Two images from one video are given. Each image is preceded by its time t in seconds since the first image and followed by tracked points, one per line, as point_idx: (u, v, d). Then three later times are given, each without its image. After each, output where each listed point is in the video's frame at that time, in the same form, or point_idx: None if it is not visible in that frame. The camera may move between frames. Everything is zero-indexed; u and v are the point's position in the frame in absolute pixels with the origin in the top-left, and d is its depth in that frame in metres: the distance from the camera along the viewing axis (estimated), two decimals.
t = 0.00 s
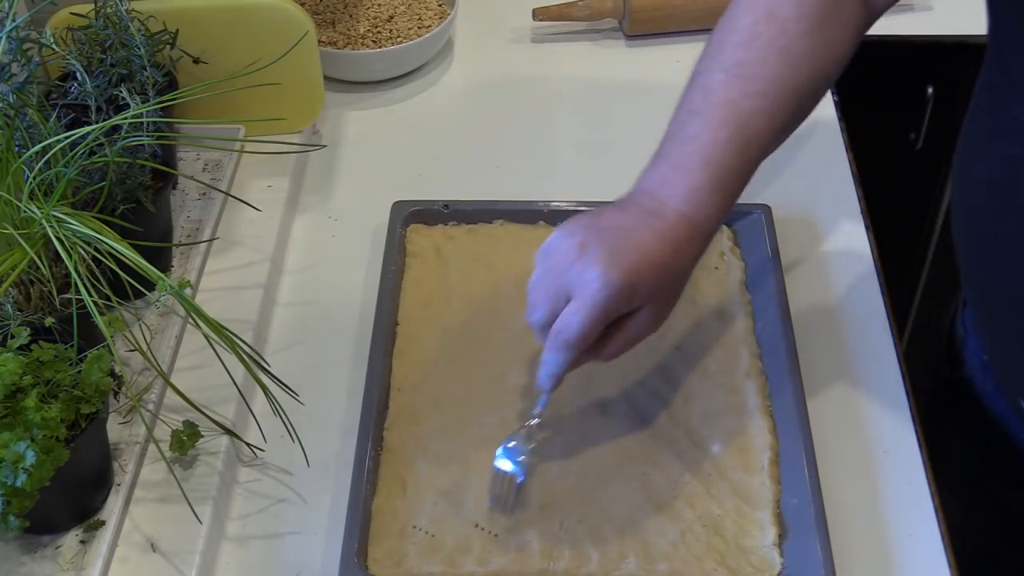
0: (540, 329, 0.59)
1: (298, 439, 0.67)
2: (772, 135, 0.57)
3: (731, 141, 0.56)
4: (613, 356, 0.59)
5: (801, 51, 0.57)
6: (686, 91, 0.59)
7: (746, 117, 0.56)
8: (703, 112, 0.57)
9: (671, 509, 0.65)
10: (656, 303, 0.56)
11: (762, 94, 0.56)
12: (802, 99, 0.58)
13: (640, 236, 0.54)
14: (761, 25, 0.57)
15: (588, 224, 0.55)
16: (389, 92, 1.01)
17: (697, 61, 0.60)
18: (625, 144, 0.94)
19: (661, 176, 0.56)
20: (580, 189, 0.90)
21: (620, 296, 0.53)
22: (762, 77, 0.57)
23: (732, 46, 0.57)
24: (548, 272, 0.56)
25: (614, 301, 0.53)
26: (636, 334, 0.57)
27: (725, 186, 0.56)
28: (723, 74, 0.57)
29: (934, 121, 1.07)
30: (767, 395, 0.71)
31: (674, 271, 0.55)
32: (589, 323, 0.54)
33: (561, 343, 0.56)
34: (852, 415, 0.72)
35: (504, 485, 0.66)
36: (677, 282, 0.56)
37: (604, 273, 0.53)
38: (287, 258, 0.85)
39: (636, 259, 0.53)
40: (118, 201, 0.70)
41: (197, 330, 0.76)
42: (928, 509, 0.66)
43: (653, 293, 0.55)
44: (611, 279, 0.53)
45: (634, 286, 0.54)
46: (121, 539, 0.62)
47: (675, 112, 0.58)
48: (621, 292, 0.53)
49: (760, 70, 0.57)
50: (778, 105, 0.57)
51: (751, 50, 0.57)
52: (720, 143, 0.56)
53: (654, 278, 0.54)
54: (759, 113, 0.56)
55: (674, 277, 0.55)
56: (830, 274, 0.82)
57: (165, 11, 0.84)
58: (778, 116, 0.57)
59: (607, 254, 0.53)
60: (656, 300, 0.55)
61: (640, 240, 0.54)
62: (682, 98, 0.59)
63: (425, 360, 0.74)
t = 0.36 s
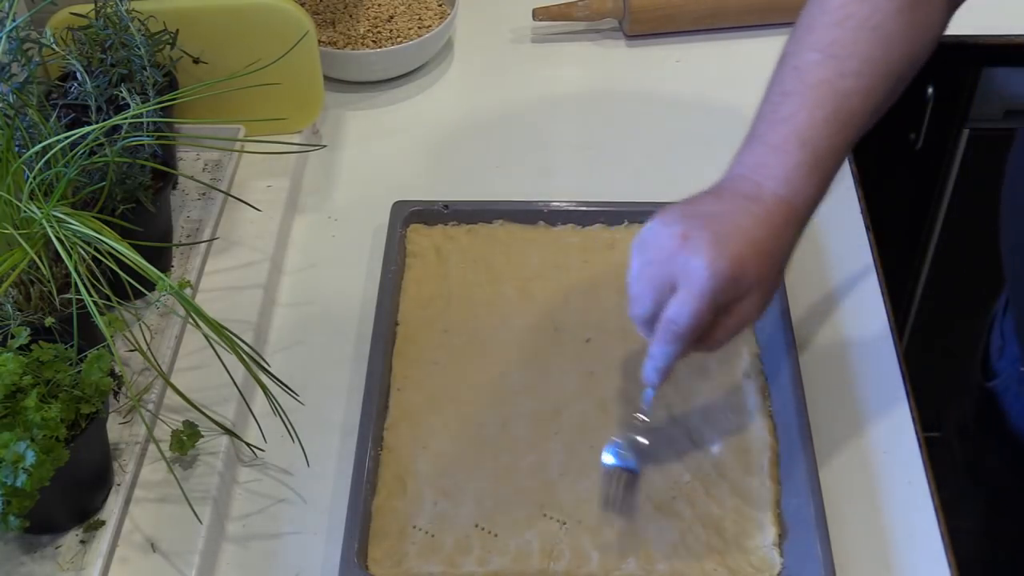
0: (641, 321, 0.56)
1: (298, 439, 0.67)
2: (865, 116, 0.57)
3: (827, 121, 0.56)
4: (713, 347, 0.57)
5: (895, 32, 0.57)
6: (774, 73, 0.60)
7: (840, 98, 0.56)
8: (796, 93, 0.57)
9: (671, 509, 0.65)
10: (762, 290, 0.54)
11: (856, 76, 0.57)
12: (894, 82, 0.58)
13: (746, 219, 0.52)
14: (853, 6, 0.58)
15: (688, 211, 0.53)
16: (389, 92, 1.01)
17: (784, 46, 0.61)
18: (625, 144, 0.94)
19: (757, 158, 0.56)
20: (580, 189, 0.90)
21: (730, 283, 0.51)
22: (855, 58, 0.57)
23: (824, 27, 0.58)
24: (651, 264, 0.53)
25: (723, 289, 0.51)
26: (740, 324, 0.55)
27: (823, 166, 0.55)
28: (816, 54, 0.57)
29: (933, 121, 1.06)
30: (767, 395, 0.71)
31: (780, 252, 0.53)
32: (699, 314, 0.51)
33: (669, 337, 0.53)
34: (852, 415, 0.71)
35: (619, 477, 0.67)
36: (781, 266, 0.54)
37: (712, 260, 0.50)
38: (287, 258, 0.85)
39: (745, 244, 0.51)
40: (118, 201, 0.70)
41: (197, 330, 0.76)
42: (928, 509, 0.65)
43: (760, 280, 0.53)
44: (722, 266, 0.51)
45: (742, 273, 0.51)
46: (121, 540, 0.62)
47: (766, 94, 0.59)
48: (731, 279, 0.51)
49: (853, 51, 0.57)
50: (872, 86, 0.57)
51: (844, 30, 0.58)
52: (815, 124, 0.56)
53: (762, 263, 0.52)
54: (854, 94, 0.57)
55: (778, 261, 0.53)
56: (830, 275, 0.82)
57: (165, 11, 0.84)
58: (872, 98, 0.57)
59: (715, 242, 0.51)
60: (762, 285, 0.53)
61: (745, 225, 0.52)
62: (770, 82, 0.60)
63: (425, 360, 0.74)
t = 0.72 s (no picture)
0: (727, 347, 0.62)
1: (298, 439, 0.67)
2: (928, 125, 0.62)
3: (895, 129, 0.61)
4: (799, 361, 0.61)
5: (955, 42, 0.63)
6: (841, 85, 0.65)
7: (906, 105, 0.62)
8: (863, 103, 0.62)
9: (671, 509, 0.65)
10: (840, 304, 0.59)
11: (919, 84, 0.62)
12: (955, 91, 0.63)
13: (819, 237, 0.58)
14: (917, 15, 0.63)
15: (762, 237, 0.60)
16: (389, 92, 1.01)
17: (848, 59, 0.66)
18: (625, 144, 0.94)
19: (826, 173, 0.61)
20: (579, 189, 0.90)
21: (810, 300, 0.57)
22: (919, 68, 0.62)
23: (889, 36, 0.63)
24: (732, 291, 0.60)
25: (804, 307, 0.57)
26: (822, 338, 0.59)
27: (892, 176, 0.61)
28: (881, 64, 0.63)
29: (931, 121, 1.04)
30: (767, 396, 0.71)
31: (854, 266, 0.59)
32: (782, 334, 0.57)
33: (753, 357, 0.58)
34: (852, 415, 0.71)
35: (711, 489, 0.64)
36: (856, 277, 0.59)
37: (790, 282, 0.57)
38: (287, 258, 0.85)
39: (819, 261, 0.57)
40: (118, 201, 0.70)
41: (197, 330, 0.76)
42: (929, 509, 0.65)
43: (838, 294, 0.58)
44: (802, 286, 0.57)
45: (821, 288, 0.57)
46: (121, 540, 0.62)
47: (832, 107, 0.64)
48: (810, 297, 0.57)
49: (915, 61, 0.62)
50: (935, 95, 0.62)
51: (908, 40, 0.63)
52: (884, 134, 0.61)
53: (839, 277, 0.58)
54: (920, 103, 0.62)
55: (853, 274, 0.59)
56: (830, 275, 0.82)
57: (165, 11, 0.83)
58: (936, 106, 0.62)
59: (791, 263, 0.58)
60: (840, 300, 0.58)
61: (819, 244, 0.58)
62: (836, 93, 0.65)
63: (425, 360, 0.74)
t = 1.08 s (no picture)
0: (728, 293, 0.63)
1: (298, 439, 0.67)
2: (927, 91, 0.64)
3: (895, 91, 0.62)
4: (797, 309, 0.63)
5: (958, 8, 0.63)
6: (845, 46, 0.66)
7: (907, 69, 0.62)
8: (865, 65, 0.63)
9: (671, 509, 0.65)
10: (836, 251, 0.60)
11: (922, 47, 0.63)
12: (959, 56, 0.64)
13: (816, 187, 0.60)
14: None
15: (761, 186, 0.61)
16: (389, 92, 1.01)
17: (855, 21, 0.67)
18: (625, 144, 0.94)
19: (827, 129, 0.62)
20: (579, 189, 0.90)
21: (806, 246, 0.58)
22: (923, 28, 0.63)
23: None
24: (731, 238, 0.61)
25: (800, 252, 0.58)
26: (818, 286, 0.61)
27: (890, 132, 0.62)
28: (885, 25, 0.64)
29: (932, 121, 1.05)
30: (767, 395, 0.71)
31: (851, 216, 0.60)
32: (778, 279, 0.58)
33: (753, 303, 0.59)
34: (852, 414, 0.71)
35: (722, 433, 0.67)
36: (853, 226, 0.61)
37: (786, 228, 0.58)
38: (287, 258, 0.85)
39: (816, 209, 0.59)
40: (118, 201, 0.70)
41: (197, 330, 0.76)
42: (929, 509, 0.65)
43: (835, 240, 0.59)
44: (796, 233, 0.58)
45: (818, 234, 0.58)
46: (121, 540, 0.62)
47: (837, 66, 0.65)
48: (805, 242, 0.58)
49: (918, 25, 0.63)
50: (938, 56, 0.63)
51: (912, 2, 0.63)
52: (884, 93, 0.62)
53: (836, 224, 0.59)
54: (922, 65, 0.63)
55: (850, 223, 0.60)
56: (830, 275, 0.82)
57: (165, 11, 0.83)
58: (939, 66, 0.63)
59: (789, 211, 0.59)
60: (837, 247, 0.60)
61: (816, 194, 0.59)
62: (840, 56, 0.66)
63: (425, 360, 0.74)
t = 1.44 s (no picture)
0: (648, 254, 0.62)
1: (298, 439, 0.67)
2: (865, 50, 0.61)
3: (823, 54, 0.60)
4: (723, 271, 0.62)
5: None
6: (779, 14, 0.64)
7: (837, 31, 0.60)
8: (796, 28, 0.61)
9: (671, 509, 0.65)
10: (755, 212, 0.59)
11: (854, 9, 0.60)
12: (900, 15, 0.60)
13: (736, 147, 0.58)
14: None
15: (681, 146, 0.59)
16: (389, 92, 1.01)
17: None
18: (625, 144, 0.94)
19: (753, 90, 0.61)
20: (579, 189, 0.90)
21: (722, 205, 0.57)
22: None
23: None
24: (650, 198, 0.60)
25: (716, 212, 0.57)
26: (741, 246, 0.60)
27: (818, 95, 0.60)
28: None
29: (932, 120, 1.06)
30: (767, 396, 0.71)
31: (771, 177, 0.58)
32: (695, 237, 0.57)
33: (672, 262, 0.59)
34: (852, 415, 0.71)
35: (646, 402, 0.72)
36: (777, 186, 0.59)
37: (701, 185, 0.57)
38: (287, 258, 0.85)
39: (733, 167, 0.57)
40: (118, 201, 0.70)
41: (197, 330, 0.76)
42: (928, 509, 0.65)
43: (755, 199, 0.58)
44: (711, 190, 0.57)
45: (734, 193, 0.57)
46: (121, 539, 0.62)
47: (768, 33, 0.63)
48: (721, 203, 0.57)
49: None
50: (871, 16, 0.60)
51: None
52: (811, 59, 0.60)
53: (754, 184, 0.58)
54: (853, 28, 0.60)
55: (771, 186, 0.59)
56: (830, 275, 0.82)
57: (165, 11, 0.83)
58: (868, 38, 0.61)
59: (705, 167, 0.57)
60: (757, 206, 0.58)
61: (735, 153, 0.58)
62: (776, 19, 0.64)
63: (425, 360, 0.74)
